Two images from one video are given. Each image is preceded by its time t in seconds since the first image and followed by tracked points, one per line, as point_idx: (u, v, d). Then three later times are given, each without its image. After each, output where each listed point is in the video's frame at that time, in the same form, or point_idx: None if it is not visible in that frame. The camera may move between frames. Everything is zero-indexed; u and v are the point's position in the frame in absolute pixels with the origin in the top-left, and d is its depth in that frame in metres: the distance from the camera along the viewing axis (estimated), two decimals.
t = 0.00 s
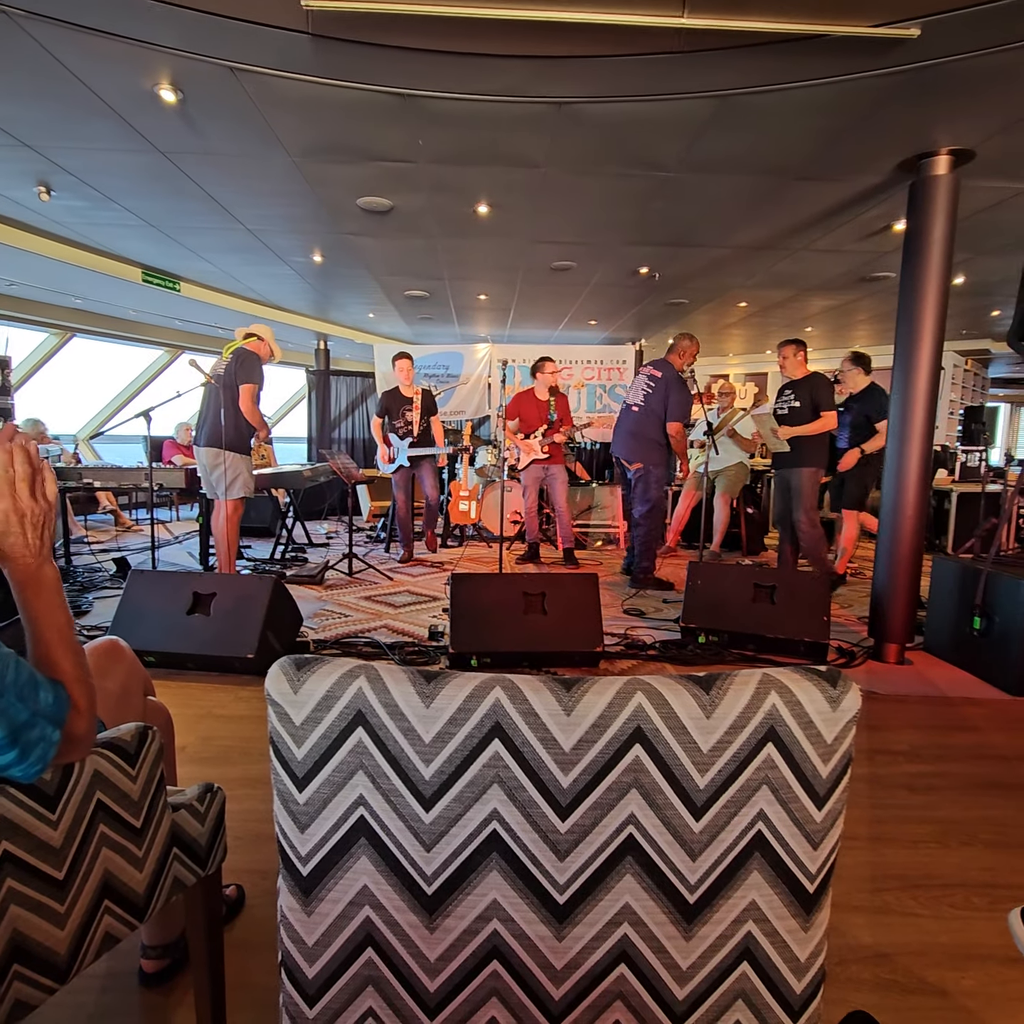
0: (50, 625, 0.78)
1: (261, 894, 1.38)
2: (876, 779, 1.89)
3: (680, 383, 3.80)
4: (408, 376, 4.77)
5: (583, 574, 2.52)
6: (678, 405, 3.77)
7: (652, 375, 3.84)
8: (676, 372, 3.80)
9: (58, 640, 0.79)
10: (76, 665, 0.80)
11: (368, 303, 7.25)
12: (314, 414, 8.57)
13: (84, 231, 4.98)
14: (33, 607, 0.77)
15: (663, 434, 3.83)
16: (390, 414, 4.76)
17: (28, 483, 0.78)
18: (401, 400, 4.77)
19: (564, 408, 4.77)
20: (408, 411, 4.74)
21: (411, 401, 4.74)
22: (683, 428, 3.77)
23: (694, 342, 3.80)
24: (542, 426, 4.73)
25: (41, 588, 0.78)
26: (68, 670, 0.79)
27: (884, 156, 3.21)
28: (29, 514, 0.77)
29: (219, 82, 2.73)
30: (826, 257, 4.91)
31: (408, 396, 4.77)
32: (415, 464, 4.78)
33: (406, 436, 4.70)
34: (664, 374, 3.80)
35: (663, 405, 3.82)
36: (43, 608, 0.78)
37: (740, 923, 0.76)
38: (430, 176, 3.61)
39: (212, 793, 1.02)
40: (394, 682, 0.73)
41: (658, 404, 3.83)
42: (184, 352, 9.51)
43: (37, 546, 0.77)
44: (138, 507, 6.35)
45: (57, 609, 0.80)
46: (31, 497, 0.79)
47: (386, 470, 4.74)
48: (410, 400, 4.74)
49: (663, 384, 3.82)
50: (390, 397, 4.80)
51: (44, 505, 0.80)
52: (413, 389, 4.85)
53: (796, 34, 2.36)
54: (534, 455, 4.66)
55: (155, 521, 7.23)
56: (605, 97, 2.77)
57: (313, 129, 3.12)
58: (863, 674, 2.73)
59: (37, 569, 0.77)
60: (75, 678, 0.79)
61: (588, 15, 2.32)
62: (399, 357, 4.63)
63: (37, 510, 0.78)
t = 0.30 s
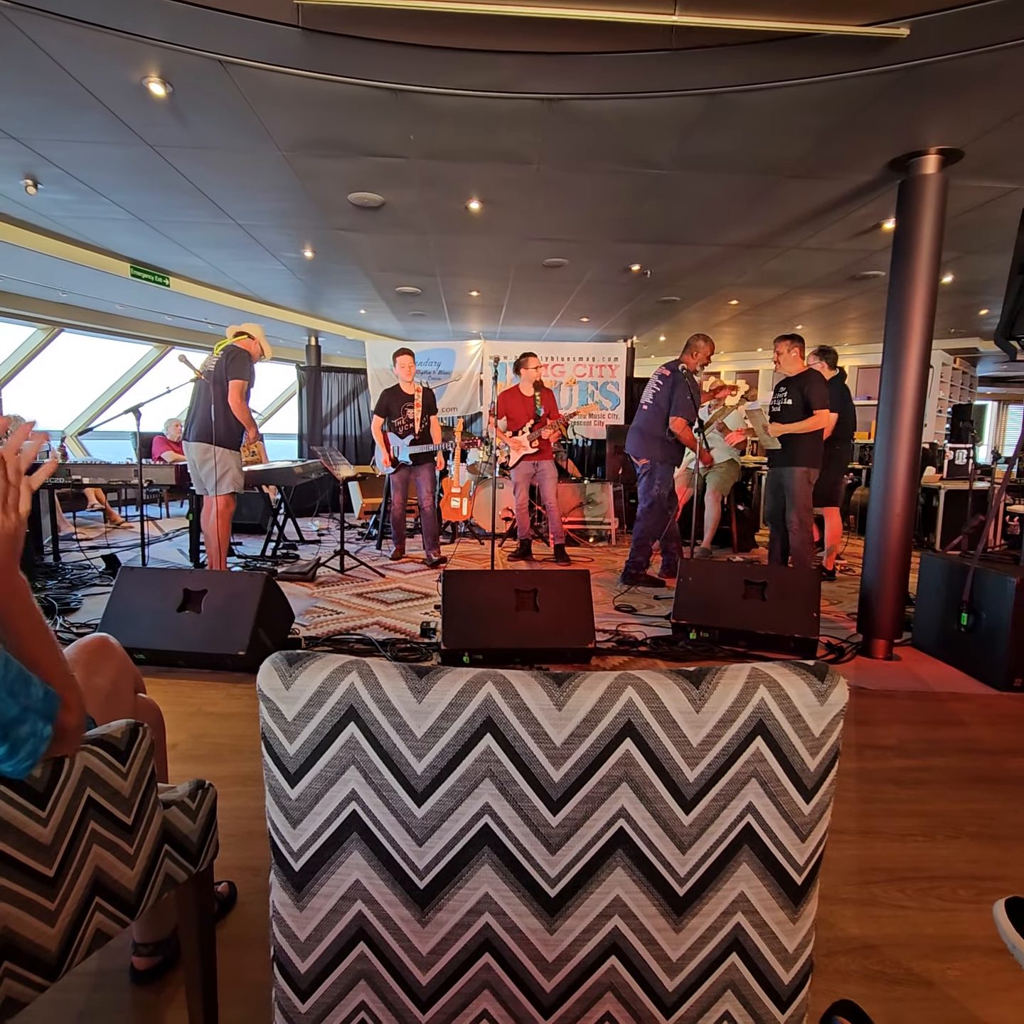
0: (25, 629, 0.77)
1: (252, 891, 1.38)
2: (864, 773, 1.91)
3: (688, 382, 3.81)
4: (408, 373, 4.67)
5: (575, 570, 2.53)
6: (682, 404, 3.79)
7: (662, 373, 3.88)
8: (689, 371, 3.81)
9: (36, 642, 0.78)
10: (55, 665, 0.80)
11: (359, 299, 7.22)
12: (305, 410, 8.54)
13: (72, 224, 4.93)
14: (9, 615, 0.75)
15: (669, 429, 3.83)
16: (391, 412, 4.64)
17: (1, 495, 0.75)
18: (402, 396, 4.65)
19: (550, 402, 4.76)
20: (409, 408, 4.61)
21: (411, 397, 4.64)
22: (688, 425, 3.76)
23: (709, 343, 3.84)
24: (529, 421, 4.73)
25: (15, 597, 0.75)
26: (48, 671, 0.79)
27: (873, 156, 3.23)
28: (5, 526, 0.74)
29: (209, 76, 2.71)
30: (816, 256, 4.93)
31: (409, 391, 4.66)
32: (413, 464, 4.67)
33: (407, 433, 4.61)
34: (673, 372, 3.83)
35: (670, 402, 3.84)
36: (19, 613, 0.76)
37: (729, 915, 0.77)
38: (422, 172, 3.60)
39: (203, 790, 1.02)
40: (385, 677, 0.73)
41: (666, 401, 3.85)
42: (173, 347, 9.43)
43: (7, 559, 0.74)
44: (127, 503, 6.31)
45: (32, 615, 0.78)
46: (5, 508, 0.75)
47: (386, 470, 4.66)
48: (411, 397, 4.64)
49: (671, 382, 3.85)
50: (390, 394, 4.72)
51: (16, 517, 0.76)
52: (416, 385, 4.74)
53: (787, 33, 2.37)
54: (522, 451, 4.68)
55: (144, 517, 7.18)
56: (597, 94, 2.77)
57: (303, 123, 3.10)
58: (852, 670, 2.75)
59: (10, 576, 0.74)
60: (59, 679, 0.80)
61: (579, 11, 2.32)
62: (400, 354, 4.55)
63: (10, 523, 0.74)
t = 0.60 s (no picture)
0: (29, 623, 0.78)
1: (244, 890, 1.38)
2: (855, 769, 1.93)
3: (697, 375, 3.90)
4: (422, 369, 4.34)
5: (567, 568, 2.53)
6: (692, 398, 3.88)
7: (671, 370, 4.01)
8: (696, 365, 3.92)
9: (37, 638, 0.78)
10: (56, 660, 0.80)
11: (352, 297, 7.21)
12: (297, 408, 8.52)
13: (61, 221, 4.89)
14: (12, 606, 0.76)
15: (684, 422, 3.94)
16: (400, 408, 4.35)
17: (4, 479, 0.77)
18: (414, 392, 4.37)
19: (539, 399, 4.77)
20: (422, 405, 4.35)
21: (424, 393, 4.36)
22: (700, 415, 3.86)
23: (717, 342, 3.99)
24: (518, 419, 4.73)
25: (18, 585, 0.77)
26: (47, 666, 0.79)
27: (864, 155, 3.25)
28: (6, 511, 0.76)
29: (200, 71, 2.69)
30: (808, 255, 4.95)
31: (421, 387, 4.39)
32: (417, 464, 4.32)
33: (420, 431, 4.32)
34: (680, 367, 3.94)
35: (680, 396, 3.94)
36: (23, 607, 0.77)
37: (721, 911, 0.77)
38: (414, 169, 3.58)
39: (195, 789, 1.02)
40: (378, 675, 0.73)
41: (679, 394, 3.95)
42: (164, 343, 9.38)
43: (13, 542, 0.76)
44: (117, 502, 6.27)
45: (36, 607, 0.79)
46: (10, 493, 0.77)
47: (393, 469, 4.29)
48: (424, 394, 4.37)
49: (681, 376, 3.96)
50: (401, 390, 4.41)
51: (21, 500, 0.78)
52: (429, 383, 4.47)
53: (778, 32, 2.37)
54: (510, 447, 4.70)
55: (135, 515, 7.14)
56: (589, 92, 2.76)
57: (294, 120, 3.08)
58: (843, 667, 2.77)
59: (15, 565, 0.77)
60: (55, 674, 0.79)
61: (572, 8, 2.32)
62: (416, 349, 4.19)
63: (14, 506, 0.77)
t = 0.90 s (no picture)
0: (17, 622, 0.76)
1: (236, 888, 1.38)
2: (845, 764, 1.94)
3: (711, 374, 3.94)
4: (425, 364, 4.19)
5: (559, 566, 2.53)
6: (704, 396, 3.94)
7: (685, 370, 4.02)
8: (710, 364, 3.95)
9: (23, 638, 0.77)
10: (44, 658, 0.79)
11: (343, 294, 7.18)
12: (288, 405, 8.49)
13: (49, 216, 4.85)
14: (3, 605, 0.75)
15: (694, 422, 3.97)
16: (403, 403, 4.24)
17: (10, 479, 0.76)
18: (417, 387, 4.26)
19: (530, 396, 4.76)
20: (427, 399, 4.26)
21: (428, 387, 4.28)
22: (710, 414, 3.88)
23: (732, 337, 4.00)
24: (507, 415, 4.73)
25: (8, 580, 0.75)
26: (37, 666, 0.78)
27: (854, 154, 3.26)
28: (2, 509, 0.75)
29: (190, 65, 2.67)
30: (799, 252, 4.97)
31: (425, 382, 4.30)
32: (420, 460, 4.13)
33: (424, 426, 4.22)
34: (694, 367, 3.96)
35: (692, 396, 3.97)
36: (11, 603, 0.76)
37: (711, 905, 0.78)
38: (405, 165, 3.57)
39: (186, 787, 1.01)
40: (370, 672, 0.73)
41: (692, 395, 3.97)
42: (153, 340, 9.30)
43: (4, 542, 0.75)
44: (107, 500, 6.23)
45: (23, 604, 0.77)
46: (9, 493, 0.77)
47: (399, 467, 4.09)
48: (429, 389, 4.28)
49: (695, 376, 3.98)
50: (402, 385, 4.30)
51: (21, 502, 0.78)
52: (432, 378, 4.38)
53: (770, 30, 2.37)
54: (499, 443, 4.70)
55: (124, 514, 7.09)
56: (581, 88, 2.76)
57: (284, 115, 3.06)
58: (832, 662, 2.80)
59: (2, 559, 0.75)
60: (47, 675, 0.79)
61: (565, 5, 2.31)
62: (420, 342, 4.07)
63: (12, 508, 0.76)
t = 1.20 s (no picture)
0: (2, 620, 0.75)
1: (230, 886, 1.37)
2: (837, 760, 1.95)
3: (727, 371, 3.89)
4: (429, 360, 4.04)
5: (553, 564, 2.54)
6: (718, 389, 3.86)
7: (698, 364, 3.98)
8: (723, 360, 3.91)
9: (10, 635, 0.76)
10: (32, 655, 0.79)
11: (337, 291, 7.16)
12: (282, 402, 8.46)
13: (38, 211, 4.81)
14: None
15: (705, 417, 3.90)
16: (408, 401, 4.13)
17: None
18: (422, 386, 4.18)
19: (524, 394, 4.74)
20: (432, 397, 4.20)
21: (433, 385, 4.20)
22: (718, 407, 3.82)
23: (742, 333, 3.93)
24: (500, 413, 4.72)
25: None
26: (24, 663, 0.77)
27: (847, 152, 3.27)
28: None
29: (181, 60, 2.65)
30: (792, 250, 4.98)
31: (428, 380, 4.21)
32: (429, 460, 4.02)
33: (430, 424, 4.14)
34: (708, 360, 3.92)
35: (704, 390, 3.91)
36: None
37: (705, 901, 0.78)
38: (399, 162, 3.56)
39: (179, 785, 1.01)
40: (363, 669, 0.73)
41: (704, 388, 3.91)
42: (145, 336, 9.25)
43: None
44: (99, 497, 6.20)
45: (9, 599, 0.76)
46: None
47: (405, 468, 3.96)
48: (435, 386, 4.21)
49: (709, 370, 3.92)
50: (407, 384, 4.20)
51: None
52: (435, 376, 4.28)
53: (765, 26, 2.37)
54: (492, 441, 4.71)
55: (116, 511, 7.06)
56: (576, 85, 2.75)
57: (277, 110, 3.05)
58: (825, 659, 2.81)
59: None
60: (35, 671, 0.79)
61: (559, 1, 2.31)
62: (424, 336, 3.93)
63: None
